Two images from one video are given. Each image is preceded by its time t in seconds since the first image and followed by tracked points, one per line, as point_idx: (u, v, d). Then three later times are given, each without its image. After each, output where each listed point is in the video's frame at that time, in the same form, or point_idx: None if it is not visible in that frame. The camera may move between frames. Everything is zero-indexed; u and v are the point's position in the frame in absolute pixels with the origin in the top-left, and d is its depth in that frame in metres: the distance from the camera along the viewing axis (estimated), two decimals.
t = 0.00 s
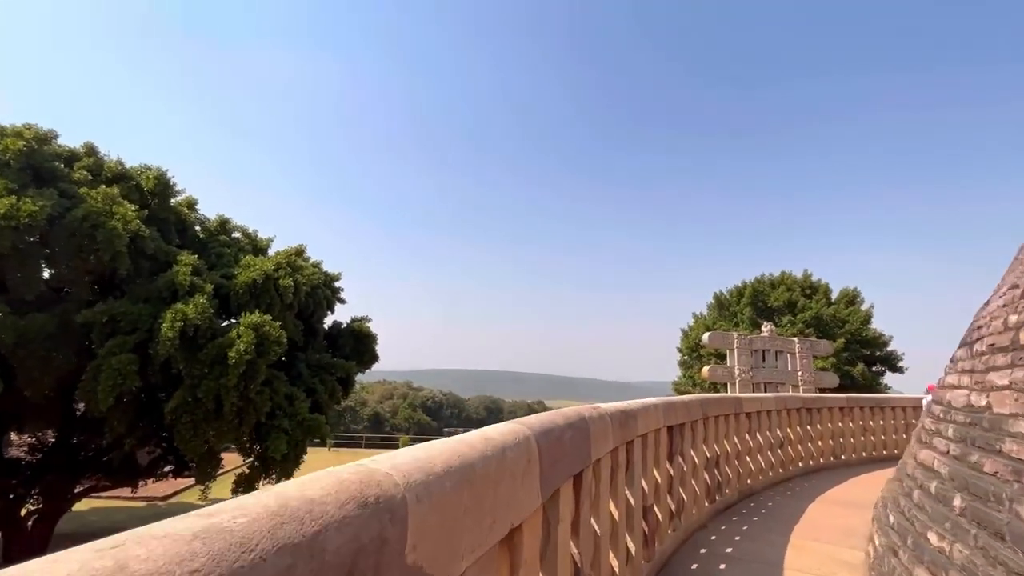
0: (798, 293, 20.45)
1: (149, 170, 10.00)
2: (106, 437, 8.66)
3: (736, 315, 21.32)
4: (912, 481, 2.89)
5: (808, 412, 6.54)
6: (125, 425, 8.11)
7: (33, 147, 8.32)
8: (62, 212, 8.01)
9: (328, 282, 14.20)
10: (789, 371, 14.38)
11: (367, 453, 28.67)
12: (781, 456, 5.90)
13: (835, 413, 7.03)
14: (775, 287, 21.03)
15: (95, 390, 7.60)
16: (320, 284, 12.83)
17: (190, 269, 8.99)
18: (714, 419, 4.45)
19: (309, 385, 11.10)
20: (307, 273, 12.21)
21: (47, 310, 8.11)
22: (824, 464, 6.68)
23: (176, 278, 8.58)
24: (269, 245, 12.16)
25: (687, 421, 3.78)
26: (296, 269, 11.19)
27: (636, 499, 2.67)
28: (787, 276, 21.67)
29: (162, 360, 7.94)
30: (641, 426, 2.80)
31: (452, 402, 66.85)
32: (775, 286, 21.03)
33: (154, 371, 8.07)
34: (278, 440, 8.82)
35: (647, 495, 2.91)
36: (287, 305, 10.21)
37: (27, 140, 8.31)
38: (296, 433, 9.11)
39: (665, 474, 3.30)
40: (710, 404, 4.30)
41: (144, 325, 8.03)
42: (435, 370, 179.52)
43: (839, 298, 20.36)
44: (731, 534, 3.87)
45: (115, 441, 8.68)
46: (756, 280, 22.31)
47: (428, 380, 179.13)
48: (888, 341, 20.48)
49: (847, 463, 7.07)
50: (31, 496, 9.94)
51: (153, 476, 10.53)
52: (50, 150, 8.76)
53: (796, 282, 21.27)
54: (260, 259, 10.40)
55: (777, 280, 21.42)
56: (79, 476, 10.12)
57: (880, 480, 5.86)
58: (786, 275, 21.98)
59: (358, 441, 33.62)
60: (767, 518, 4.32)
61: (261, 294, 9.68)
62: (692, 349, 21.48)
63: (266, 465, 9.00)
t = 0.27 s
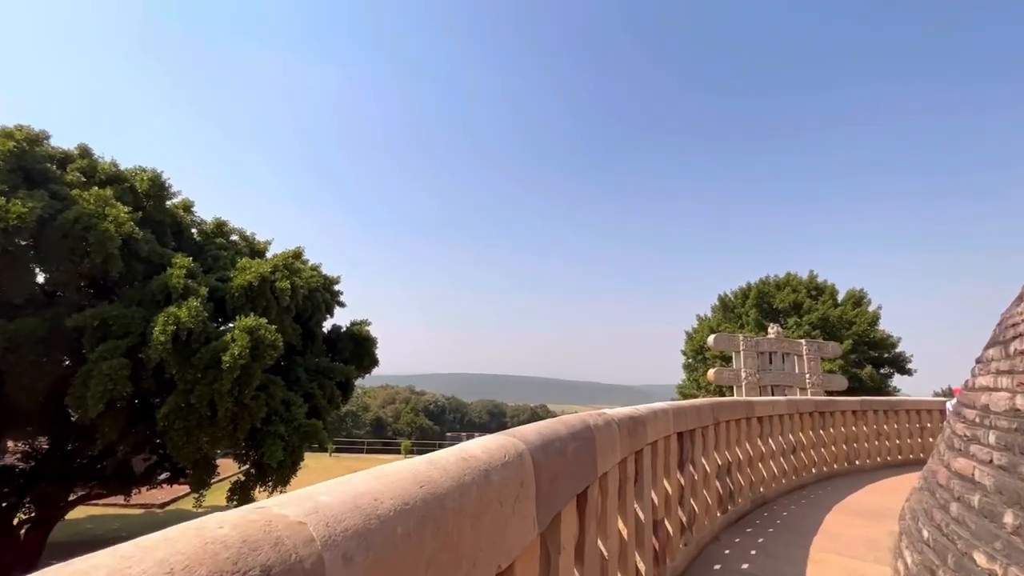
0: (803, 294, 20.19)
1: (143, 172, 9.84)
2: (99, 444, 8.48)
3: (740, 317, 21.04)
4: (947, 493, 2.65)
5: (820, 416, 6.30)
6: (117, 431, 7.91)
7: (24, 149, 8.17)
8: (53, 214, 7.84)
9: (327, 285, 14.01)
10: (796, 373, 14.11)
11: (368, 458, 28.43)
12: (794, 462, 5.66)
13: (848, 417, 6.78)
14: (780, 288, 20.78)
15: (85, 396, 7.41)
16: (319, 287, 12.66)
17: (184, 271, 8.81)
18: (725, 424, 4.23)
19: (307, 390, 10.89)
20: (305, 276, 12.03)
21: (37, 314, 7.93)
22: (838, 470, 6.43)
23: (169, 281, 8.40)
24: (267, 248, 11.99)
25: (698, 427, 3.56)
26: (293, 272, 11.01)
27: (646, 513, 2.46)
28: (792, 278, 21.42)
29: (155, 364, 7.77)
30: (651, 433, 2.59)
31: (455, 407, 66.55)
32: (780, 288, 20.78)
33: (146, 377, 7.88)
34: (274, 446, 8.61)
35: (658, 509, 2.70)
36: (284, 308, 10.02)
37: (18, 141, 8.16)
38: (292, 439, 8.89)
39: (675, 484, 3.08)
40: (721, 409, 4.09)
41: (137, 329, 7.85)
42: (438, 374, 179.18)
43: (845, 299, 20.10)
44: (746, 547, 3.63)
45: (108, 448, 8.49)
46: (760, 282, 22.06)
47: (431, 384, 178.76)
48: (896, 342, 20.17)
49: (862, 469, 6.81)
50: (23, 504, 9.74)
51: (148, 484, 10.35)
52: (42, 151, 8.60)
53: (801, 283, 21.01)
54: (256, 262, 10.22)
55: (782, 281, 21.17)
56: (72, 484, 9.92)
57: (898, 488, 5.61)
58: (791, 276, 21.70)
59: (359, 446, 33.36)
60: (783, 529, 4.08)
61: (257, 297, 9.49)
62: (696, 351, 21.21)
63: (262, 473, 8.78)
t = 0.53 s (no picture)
0: (812, 294, 19.84)
1: (138, 172, 9.67)
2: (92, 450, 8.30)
3: (747, 317, 20.71)
4: (993, 508, 2.37)
5: (836, 419, 6.02)
6: (109, 437, 7.72)
7: (15, 148, 8.02)
8: (44, 215, 7.67)
9: (327, 287, 13.83)
10: (806, 374, 13.77)
11: (372, 461, 28.23)
12: (810, 468, 5.38)
13: (864, 420, 6.49)
14: (788, 288, 20.43)
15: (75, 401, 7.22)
16: (318, 289, 12.47)
17: (179, 273, 8.63)
18: (738, 428, 3.98)
19: (305, 394, 10.67)
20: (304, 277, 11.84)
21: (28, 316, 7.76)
22: (855, 476, 6.13)
23: (163, 282, 8.21)
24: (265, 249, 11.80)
25: (710, 433, 3.31)
26: (291, 274, 10.80)
27: (656, 532, 2.22)
28: (800, 277, 21.07)
29: (147, 367, 7.58)
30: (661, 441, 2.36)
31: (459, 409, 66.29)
32: (788, 288, 20.43)
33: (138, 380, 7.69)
34: (270, 452, 8.39)
35: (669, 524, 2.45)
36: (281, 310, 9.82)
37: (9, 141, 8.01)
38: (289, 444, 8.67)
39: (687, 496, 2.83)
40: (734, 413, 3.84)
41: (128, 331, 7.65)
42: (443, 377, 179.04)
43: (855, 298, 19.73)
44: (762, 562, 3.38)
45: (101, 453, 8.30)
46: (768, 282, 21.72)
47: (435, 387, 178.62)
48: (908, 342, 19.76)
49: (880, 474, 6.51)
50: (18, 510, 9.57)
51: (144, 489, 10.17)
52: (34, 151, 8.44)
53: (810, 282, 20.66)
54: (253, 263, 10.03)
55: (790, 281, 20.82)
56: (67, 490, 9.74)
57: (921, 495, 5.31)
58: (799, 275, 21.33)
59: (363, 449, 33.17)
60: (802, 542, 3.81)
61: (253, 298, 9.29)
62: (703, 352, 20.87)
63: (258, 479, 8.57)
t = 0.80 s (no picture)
0: (820, 290, 19.50)
1: (133, 169, 9.52)
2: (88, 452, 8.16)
3: (755, 314, 20.38)
4: None
5: (852, 418, 5.76)
6: (103, 439, 7.57)
7: (6, 145, 7.88)
8: (35, 212, 7.52)
9: (327, 285, 13.66)
10: (816, 372, 13.46)
11: (376, 461, 28.11)
12: (827, 470, 5.13)
13: (881, 419, 6.22)
14: (796, 284, 20.10)
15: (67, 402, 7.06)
16: (318, 288, 12.31)
17: (174, 271, 8.46)
18: (752, 430, 3.75)
19: (305, 394, 10.49)
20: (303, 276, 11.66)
21: (20, 316, 7.62)
22: (872, 478, 5.86)
23: (157, 281, 8.05)
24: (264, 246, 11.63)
25: (724, 435, 3.09)
26: (289, 272, 10.63)
27: (667, 549, 1.99)
28: (808, 273, 20.73)
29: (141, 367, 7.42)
30: (671, 446, 2.14)
31: (464, 409, 66.22)
32: (796, 284, 20.10)
33: (132, 381, 7.54)
34: (268, 453, 8.21)
35: (681, 538, 2.23)
36: (279, 309, 9.64)
37: None
38: (287, 445, 8.49)
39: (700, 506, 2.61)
40: (748, 413, 3.62)
41: (121, 330, 7.49)
42: (448, 376, 179.10)
43: (864, 294, 19.38)
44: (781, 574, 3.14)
45: (96, 455, 8.16)
46: (775, 278, 21.39)
47: (441, 386, 178.70)
48: (920, 339, 19.37)
49: (898, 476, 6.24)
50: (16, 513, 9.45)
51: (141, 491, 10.03)
52: (26, 148, 8.30)
53: (818, 278, 20.32)
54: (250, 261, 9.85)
55: (798, 277, 20.50)
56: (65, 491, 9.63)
57: (943, 499, 5.04)
58: (808, 271, 20.97)
59: (368, 449, 33.06)
60: (822, 551, 3.56)
61: (250, 297, 9.11)
62: (710, 350, 20.56)
63: (256, 481, 8.39)
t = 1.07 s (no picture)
0: (831, 283, 19.11)
1: (127, 162, 9.34)
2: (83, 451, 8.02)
3: (764, 309, 20.00)
4: None
5: (871, 416, 5.48)
6: (97, 438, 7.42)
7: None
8: (26, 206, 7.36)
9: (327, 281, 13.47)
10: (828, 367, 13.13)
11: (381, 458, 28.02)
12: (846, 471, 4.86)
13: (901, 416, 5.93)
14: (806, 278, 19.72)
15: (59, 401, 6.90)
16: (318, 284, 12.13)
17: (168, 266, 8.28)
18: (768, 430, 3.49)
19: (304, 391, 10.31)
20: (302, 271, 11.47)
21: (12, 313, 7.46)
22: (892, 478, 5.58)
23: (151, 276, 7.87)
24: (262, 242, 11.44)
25: (740, 437, 2.84)
26: (288, 267, 10.43)
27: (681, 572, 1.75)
28: (818, 266, 20.33)
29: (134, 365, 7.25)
30: (683, 452, 1.89)
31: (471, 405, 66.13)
32: (806, 277, 19.72)
33: (126, 379, 7.37)
34: (265, 452, 8.04)
35: (695, 556, 1.99)
36: (276, 305, 9.45)
37: None
38: (285, 444, 8.31)
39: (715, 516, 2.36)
40: (764, 413, 3.36)
41: (115, 327, 7.33)
42: (454, 372, 179.28)
43: (876, 288, 18.96)
44: None
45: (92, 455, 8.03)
46: (785, 272, 20.99)
47: (447, 382, 178.97)
48: (933, 333, 18.93)
49: (918, 476, 5.95)
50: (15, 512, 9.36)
51: (140, 491, 9.89)
52: (17, 141, 8.13)
53: (829, 271, 19.91)
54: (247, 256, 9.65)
55: (808, 271, 20.10)
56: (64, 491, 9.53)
57: (970, 502, 4.75)
58: (818, 265, 20.56)
59: (373, 445, 33.00)
60: (845, 560, 3.30)
61: (247, 293, 8.93)
62: (718, 345, 20.21)
63: (254, 481, 8.22)
